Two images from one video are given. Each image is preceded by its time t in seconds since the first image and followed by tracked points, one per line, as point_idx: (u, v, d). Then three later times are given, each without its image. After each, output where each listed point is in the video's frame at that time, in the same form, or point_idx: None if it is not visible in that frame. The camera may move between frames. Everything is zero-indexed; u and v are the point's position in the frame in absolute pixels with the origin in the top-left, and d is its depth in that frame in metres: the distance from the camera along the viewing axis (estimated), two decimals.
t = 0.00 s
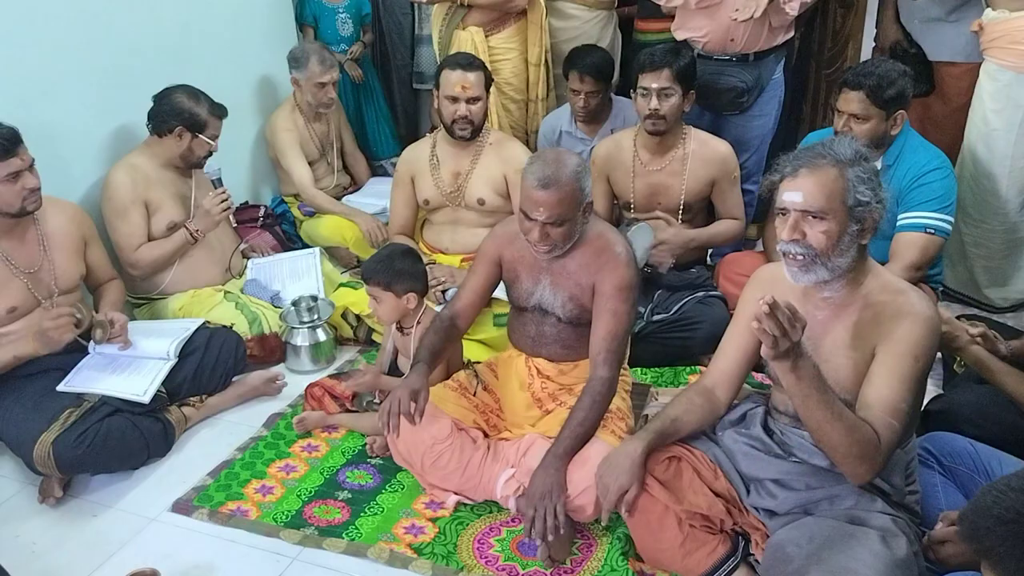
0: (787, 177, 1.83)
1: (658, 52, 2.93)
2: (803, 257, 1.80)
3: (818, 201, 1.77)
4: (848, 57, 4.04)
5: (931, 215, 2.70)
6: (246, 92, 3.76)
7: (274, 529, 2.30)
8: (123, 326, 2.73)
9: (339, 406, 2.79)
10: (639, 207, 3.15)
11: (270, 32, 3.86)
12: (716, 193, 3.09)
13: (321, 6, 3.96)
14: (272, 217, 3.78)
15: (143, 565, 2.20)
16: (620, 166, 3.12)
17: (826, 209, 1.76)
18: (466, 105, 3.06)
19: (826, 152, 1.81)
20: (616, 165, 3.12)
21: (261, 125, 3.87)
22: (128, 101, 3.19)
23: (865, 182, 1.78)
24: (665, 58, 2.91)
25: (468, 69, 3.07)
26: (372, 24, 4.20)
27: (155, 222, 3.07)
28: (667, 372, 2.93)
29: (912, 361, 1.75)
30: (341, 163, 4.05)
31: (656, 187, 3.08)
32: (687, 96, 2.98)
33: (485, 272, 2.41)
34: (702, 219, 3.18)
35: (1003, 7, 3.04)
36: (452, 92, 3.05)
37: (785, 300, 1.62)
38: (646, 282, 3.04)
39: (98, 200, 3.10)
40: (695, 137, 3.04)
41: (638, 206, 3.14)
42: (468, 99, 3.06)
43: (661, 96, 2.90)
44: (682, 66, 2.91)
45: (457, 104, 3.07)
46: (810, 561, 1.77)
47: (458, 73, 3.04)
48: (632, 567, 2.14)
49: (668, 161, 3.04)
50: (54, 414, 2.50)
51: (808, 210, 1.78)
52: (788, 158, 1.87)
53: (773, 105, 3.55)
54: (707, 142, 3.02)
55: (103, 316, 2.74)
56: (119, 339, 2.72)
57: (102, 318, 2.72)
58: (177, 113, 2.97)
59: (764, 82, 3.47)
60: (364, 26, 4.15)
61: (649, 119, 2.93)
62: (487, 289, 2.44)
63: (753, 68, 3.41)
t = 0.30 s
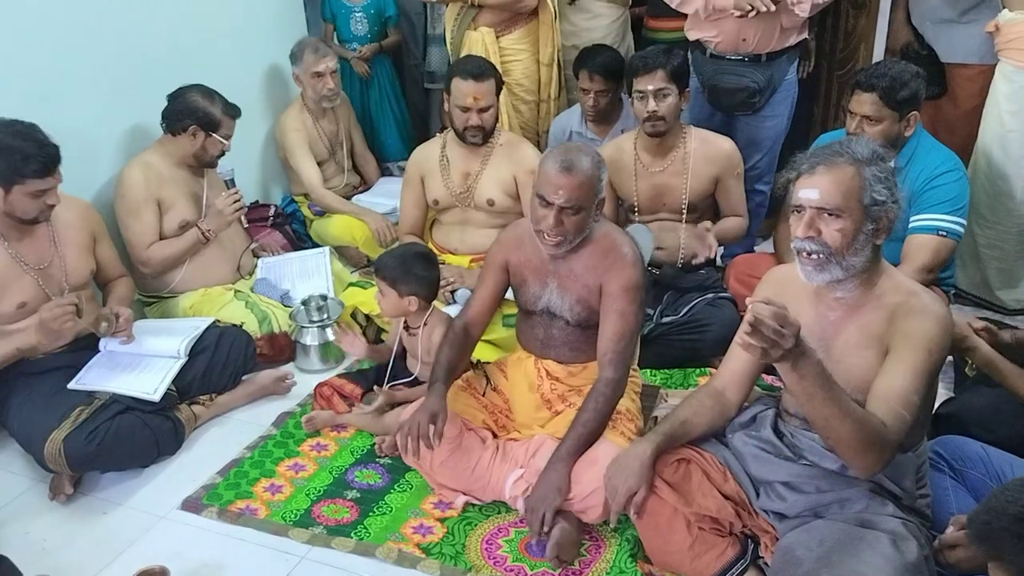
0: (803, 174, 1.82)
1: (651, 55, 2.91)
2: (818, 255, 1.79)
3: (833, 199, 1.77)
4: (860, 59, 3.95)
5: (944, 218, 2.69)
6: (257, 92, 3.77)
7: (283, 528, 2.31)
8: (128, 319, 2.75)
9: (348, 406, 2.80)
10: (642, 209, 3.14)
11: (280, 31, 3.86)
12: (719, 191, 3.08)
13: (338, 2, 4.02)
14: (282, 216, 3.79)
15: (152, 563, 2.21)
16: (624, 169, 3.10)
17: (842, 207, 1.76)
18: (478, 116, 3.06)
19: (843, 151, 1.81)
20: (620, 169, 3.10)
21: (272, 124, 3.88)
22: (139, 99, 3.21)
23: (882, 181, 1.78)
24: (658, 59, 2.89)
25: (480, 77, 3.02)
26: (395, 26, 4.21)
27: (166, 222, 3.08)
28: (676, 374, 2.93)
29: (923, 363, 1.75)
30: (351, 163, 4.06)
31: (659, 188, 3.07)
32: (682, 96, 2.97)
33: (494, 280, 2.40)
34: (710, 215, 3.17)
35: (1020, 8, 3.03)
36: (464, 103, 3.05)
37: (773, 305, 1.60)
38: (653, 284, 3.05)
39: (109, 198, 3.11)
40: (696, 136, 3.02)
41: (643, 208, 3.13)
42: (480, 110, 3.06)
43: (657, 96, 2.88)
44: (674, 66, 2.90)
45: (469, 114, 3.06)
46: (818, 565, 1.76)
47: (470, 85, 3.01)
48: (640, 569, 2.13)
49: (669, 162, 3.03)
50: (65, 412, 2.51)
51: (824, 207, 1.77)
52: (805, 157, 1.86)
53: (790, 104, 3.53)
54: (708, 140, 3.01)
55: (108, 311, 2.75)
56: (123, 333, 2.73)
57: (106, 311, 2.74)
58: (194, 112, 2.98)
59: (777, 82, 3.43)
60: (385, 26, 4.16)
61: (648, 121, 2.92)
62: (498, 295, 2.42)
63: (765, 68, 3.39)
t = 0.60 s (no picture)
0: (813, 174, 1.83)
1: (649, 59, 2.90)
2: (828, 254, 1.80)
3: (844, 198, 1.77)
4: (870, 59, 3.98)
5: (953, 220, 2.68)
6: (268, 95, 3.80)
7: (294, 527, 2.32)
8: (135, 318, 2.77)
9: (357, 407, 2.80)
10: (648, 212, 3.14)
11: (291, 34, 3.88)
12: (725, 189, 3.09)
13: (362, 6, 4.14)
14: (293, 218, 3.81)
15: (164, 562, 2.23)
16: (626, 175, 3.10)
17: (853, 207, 1.76)
18: (495, 130, 3.07)
19: (854, 150, 1.82)
20: (623, 173, 3.10)
21: (283, 126, 3.90)
22: (151, 101, 3.24)
23: (894, 181, 1.78)
24: (659, 63, 2.87)
25: (496, 93, 2.99)
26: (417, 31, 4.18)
27: (178, 224, 3.11)
28: (686, 375, 2.93)
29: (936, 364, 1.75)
30: (361, 165, 4.08)
31: (664, 190, 3.07)
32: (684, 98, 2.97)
33: (502, 282, 2.41)
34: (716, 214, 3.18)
35: None
36: (480, 119, 3.04)
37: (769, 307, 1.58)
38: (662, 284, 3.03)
39: (122, 200, 3.14)
40: (697, 137, 3.04)
41: (648, 211, 3.13)
42: (495, 126, 3.06)
43: (659, 100, 2.88)
44: (674, 69, 2.88)
45: (485, 130, 3.06)
46: (826, 566, 1.76)
47: (486, 103, 3.00)
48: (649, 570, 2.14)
49: (673, 164, 3.03)
50: (78, 411, 2.54)
51: (835, 207, 1.78)
52: (815, 157, 1.87)
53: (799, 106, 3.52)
54: (710, 140, 3.03)
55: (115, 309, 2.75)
56: (130, 331, 2.76)
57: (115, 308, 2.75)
58: (196, 115, 3.01)
59: (783, 86, 3.43)
60: (407, 34, 4.16)
61: (652, 125, 2.92)
62: (506, 296, 2.44)
63: (772, 71, 3.39)
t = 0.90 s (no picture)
0: (815, 176, 1.84)
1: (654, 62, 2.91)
2: (829, 255, 1.80)
3: (845, 200, 1.77)
4: (872, 63, 3.99)
5: (955, 222, 2.68)
6: (271, 96, 3.80)
7: (296, 527, 2.32)
8: (140, 313, 2.77)
9: (361, 406, 2.81)
10: (650, 215, 3.14)
11: (294, 35, 3.89)
12: (726, 195, 3.08)
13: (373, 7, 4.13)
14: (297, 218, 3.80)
15: (167, 561, 2.23)
16: (631, 176, 3.12)
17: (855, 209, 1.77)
18: (498, 134, 3.07)
19: (857, 152, 1.82)
20: (627, 175, 3.13)
21: (286, 127, 3.91)
22: (155, 102, 3.24)
23: (896, 183, 1.79)
24: (665, 65, 2.88)
25: (501, 98, 3.00)
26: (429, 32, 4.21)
27: (179, 228, 3.12)
28: (688, 377, 2.95)
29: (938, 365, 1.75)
30: (364, 166, 4.09)
31: (669, 193, 3.07)
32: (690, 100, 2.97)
33: (508, 278, 2.43)
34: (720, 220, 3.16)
35: None
36: (485, 124, 3.05)
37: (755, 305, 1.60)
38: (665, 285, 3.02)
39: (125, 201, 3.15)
40: (702, 140, 3.03)
41: (652, 212, 3.13)
42: (500, 130, 3.06)
43: (666, 102, 2.88)
44: (682, 72, 2.88)
45: (489, 133, 3.07)
46: (827, 568, 1.76)
47: (491, 106, 3.01)
48: (651, 571, 2.14)
49: (677, 167, 3.03)
50: (81, 411, 2.54)
51: (837, 209, 1.78)
52: (818, 159, 1.88)
53: (799, 110, 3.53)
54: (714, 143, 3.02)
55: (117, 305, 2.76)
56: (133, 329, 2.76)
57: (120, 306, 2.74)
58: (178, 124, 3.00)
59: (780, 90, 3.44)
60: (420, 32, 4.18)
61: (657, 127, 2.92)
62: (512, 293, 2.46)
63: (770, 73, 3.40)
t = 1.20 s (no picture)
0: (812, 182, 1.82)
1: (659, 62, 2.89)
2: (829, 262, 1.78)
3: (844, 207, 1.76)
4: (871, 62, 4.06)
5: (955, 223, 2.67)
6: (269, 97, 3.79)
7: (294, 529, 2.32)
8: (122, 317, 2.74)
9: (358, 408, 2.80)
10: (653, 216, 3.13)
11: (293, 36, 3.88)
12: (730, 199, 3.06)
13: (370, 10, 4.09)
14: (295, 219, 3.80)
15: (165, 563, 2.23)
16: (635, 176, 3.10)
17: (854, 215, 1.75)
18: (498, 137, 3.06)
19: (852, 156, 1.81)
20: (632, 174, 3.10)
21: (285, 128, 3.90)
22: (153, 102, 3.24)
23: (893, 186, 1.78)
24: (675, 65, 2.87)
25: (502, 101, 2.99)
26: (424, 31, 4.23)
27: (174, 231, 3.11)
28: (688, 378, 2.93)
29: (939, 366, 1.74)
30: (363, 167, 4.09)
31: (671, 195, 3.06)
32: (697, 101, 2.95)
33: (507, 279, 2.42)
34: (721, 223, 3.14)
35: None
36: (485, 126, 3.03)
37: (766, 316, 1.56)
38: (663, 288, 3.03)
39: (122, 202, 3.14)
40: (709, 142, 3.00)
41: (655, 213, 3.12)
42: (500, 133, 3.05)
43: (674, 103, 2.87)
44: (692, 73, 2.87)
45: (488, 135, 3.06)
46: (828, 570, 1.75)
47: (491, 109, 2.99)
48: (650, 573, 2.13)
49: (683, 168, 3.02)
50: (78, 413, 2.53)
51: (836, 217, 1.77)
52: (813, 164, 1.87)
53: (790, 115, 3.50)
54: (720, 146, 2.99)
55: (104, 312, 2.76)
56: (117, 331, 2.75)
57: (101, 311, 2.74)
58: (150, 132, 2.96)
59: (771, 92, 3.42)
60: (417, 31, 4.19)
61: (663, 127, 2.91)
62: (512, 294, 2.46)
63: (759, 74, 3.39)
